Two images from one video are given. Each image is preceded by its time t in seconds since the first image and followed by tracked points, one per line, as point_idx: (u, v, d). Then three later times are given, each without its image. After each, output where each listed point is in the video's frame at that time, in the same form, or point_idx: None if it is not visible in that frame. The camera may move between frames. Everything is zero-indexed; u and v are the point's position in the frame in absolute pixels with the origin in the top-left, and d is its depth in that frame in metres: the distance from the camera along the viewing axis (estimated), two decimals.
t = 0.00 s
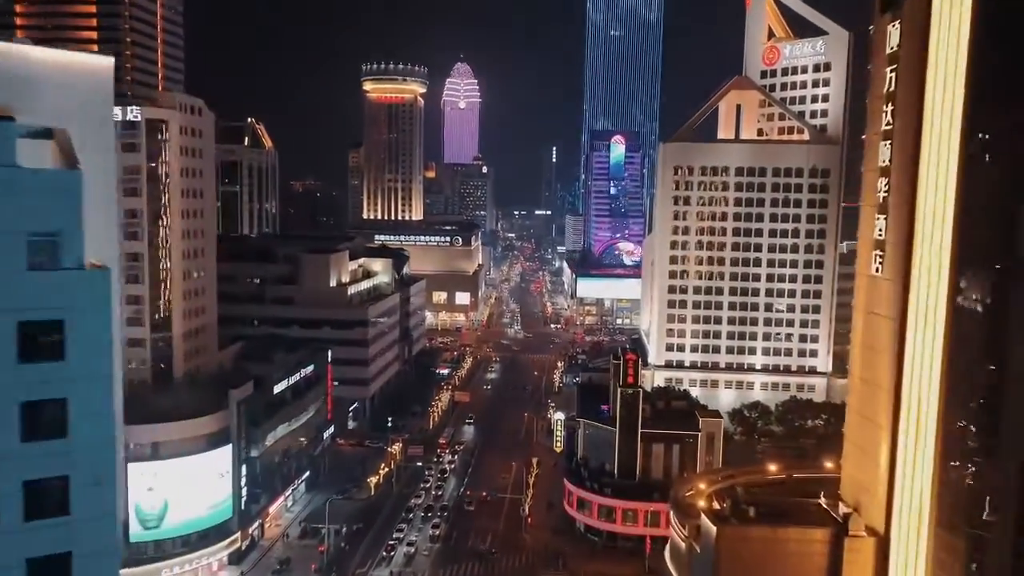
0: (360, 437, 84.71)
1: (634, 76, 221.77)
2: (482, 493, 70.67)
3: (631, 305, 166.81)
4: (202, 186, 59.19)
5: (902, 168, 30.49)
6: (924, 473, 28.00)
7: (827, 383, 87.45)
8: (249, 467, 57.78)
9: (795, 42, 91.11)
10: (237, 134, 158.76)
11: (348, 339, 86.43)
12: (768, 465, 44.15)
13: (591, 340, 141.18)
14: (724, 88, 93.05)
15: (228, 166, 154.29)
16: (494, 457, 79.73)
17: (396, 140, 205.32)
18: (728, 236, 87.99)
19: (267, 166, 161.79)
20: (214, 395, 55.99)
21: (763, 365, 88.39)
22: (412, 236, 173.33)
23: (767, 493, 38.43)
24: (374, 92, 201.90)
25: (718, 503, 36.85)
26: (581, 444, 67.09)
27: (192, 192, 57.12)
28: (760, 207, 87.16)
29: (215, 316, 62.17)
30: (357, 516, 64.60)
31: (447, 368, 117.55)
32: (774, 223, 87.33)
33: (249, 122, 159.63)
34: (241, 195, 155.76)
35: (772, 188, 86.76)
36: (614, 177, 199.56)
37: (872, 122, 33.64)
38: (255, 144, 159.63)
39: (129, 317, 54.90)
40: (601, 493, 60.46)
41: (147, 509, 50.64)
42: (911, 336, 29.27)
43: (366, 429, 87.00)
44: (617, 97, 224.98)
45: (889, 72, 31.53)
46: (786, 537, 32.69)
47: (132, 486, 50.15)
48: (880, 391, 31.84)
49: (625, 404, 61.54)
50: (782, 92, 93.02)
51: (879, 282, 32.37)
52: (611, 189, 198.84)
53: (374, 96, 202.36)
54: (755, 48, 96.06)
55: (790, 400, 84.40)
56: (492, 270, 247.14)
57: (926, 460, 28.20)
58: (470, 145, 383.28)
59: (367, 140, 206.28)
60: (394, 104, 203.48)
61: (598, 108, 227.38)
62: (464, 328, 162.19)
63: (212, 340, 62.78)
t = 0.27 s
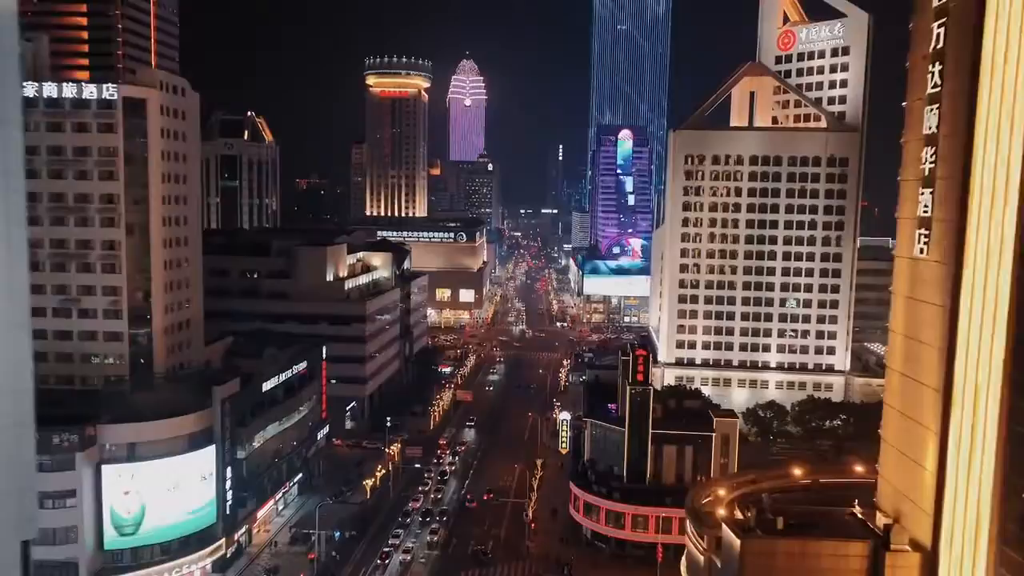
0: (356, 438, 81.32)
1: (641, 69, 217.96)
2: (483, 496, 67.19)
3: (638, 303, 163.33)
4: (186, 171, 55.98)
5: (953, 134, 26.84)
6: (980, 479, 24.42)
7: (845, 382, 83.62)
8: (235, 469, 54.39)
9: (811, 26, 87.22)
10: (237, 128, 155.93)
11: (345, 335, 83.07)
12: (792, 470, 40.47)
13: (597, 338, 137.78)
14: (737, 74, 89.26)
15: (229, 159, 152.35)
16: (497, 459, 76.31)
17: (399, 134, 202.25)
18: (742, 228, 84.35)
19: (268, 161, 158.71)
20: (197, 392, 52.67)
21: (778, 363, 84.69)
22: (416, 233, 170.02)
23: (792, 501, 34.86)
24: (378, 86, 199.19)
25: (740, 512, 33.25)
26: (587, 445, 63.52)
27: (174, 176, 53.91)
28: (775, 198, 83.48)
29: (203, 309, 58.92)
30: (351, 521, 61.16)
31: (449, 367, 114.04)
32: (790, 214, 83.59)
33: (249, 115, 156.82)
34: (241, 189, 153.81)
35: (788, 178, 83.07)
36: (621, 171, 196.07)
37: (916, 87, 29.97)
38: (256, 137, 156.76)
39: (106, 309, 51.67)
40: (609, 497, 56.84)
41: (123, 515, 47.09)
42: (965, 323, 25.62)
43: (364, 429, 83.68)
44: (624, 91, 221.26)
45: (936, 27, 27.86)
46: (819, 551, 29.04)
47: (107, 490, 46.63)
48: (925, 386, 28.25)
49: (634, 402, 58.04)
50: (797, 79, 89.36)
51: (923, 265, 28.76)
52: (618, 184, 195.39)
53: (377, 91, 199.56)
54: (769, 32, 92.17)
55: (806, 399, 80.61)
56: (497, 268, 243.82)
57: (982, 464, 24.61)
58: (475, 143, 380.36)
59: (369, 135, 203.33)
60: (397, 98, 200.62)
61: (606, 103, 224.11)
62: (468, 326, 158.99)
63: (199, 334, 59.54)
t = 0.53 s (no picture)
0: (349, 439, 78.18)
1: (644, 64, 214.22)
2: (481, 499, 64.13)
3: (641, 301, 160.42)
4: (164, 157, 52.86)
5: (1005, 98, 23.71)
6: None
7: (858, 381, 80.50)
8: (216, 473, 51.19)
9: (822, 11, 84.04)
10: (232, 123, 152.99)
11: (338, 332, 79.91)
12: (813, 475, 37.19)
13: (599, 336, 134.74)
14: (745, 61, 86.05)
15: (224, 154, 149.75)
16: (495, 461, 73.22)
17: (398, 130, 199.11)
18: (750, 221, 81.13)
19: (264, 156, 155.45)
20: (175, 390, 49.58)
21: (788, 362, 81.47)
22: (414, 229, 166.79)
23: (817, 510, 31.69)
24: (376, 81, 196.09)
25: (759, 523, 30.09)
26: (589, 448, 60.40)
27: (151, 161, 50.81)
28: (785, 189, 80.26)
29: (182, 304, 56.17)
30: (342, 527, 58.00)
31: (447, 366, 110.73)
32: (801, 206, 80.39)
33: (244, 109, 153.87)
34: (236, 185, 150.90)
35: (799, 168, 79.89)
36: (624, 167, 193.28)
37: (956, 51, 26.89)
38: (251, 132, 153.70)
39: (78, 302, 48.55)
40: (613, 503, 53.67)
41: (94, 521, 44.04)
42: None
43: (358, 430, 80.63)
44: (626, 86, 217.57)
45: None
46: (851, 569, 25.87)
47: (76, 495, 43.57)
48: (969, 384, 25.12)
49: (639, 402, 54.88)
50: (807, 66, 86.15)
51: (967, 246, 25.63)
52: (620, 180, 192.67)
53: (376, 86, 196.49)
54: (778, 18, 88.95)
55: (818, 398, 77.42)
56: (498, 266, 240.82)
57: None
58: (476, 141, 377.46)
59: (368, 131, 200.27)
60: (396, 93, 197.37)
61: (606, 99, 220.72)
62: (467, 324, 156.01)
63: (179, 330, 56.37)
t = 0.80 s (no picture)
0: (340, 439, 74.46)
1: (646, 57, 210.48)
2: (476, 504, 60.45)
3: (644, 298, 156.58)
4: (132, 136, 50.72)
5: None
6: None
7: (873, 379, 76.70)
8: (189, 476, 47.52)
9: None
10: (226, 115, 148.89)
11: (329, 328, 76.23)
12: (842, 480, 33.46)
13: (602, 334, 130.87)
14: (754, 44, 82.35)
15: (218, 147, 146.09)
16: (493, 463, 69.52)
17: (396, 124, 195.49)
18: (761, 211, 77.30)
19: (258, 149, 151.41)
20: (144, 387, 45.95)
21: (800, 358, 77.65)
22: (413, 225, 163.18)
23: (852, 523, 27.88)
24: (375, 74, 192.42)
25: (787, 538, 26.30)
26: (591, 449, 56.66)
27: (117, 140, 48.65)
28: (798, 177, 76.43)
29: (156, 297, 54.02)
30: (328, 533, 54.30)
31: (445, 364, 106.94)
32: (814, 195, 76.51)
33: (239, 101, 150.03)
34: (229, 179, 147.16)
35: (812, 155, 76.04)
36: (627, 162, 189.53)
37: None
38: (245, 125, 149.59)
39: (37, 291, 46.57)
40: (618, 508, 49.93)
41: (51, 530, 40.35)
42: None
43: (349, 430, 76.95)
44: (628, 79, 213.72)
45: None
46: None
47: (31, 502, 39.86)
48: None
49: (645, 400, 51.17)
50: (819, 49, 82.56)
51: None
52: (624, 175, 188.90)
53: (374, 79, 192.85)
54: None
55: (833, 397, 73.61)
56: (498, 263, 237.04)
57: None
58: (478, 138, 373.45)
59: (366, 125, 196.55)
60: (395, 87, 193.66)
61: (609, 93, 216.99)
62: (466, 321, 152.19)
63: (150, 320, 53.99)
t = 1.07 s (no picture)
0: (331, 440, 71.42)
1: (649, 51, 207.28)
2: (472, 508, 57.37)
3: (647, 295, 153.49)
4: (106, 117, 48.24)
5: None
6: None
7: (887, 376, 73.53)
8: (163, 479, 44.42)
9: None
10: (219, 108, 145.98)
11: (319, 324, 73.16)
12: (871, 486, 30.32)
13: (604, 331, 127.73)
14: (763, 29, 79.25)
15: (210, 141, 144.17)
16: (490, 464, 66.45)
17: (395, 119, 192.94)
18: (770, 201, 74.13)
19: (253, 143, 148.61)
20: (113, 384, 42.94)
21: (810, 355, 74.50)
22: (411, 221, 160.31)
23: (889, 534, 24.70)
24: (373, 68, 189.40)
25: (817, 553, 23.14)
26: (593, 450, 53.58)
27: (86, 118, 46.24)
28: (808, 166, 73.27)
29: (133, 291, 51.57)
30: (314, 540, 51.21)
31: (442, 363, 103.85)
32: (825, 185, 73.33)
33: (233, 94, 147.04)
34: (223, 173, 144.52)
35: (823, 143, 72.87)
36: (629, 157, 186.38)
37: None
38: (239, 118, 146.33)
39: None
40: (622, 513, 46.82)
41: (9, 538, 37.53)
42: None
43: (341, 430, 73.91)
44: (630, 74, 210.45)
45: None
46: None
47: None
48: None
49: (649, 397, 48.19)
50: (831, 33, 79.47)
51: None
52: (626, 170, 185.77)
53: (372, 73, 189.92)
54: None
55: (845, 395, 70.44)
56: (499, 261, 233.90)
57: None
58: (478, 135, 370.08)
59: (363, 121, 193.64)
60: (393, 81, 190.56)
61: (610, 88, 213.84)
62: (465, 319, 149.10)
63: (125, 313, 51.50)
